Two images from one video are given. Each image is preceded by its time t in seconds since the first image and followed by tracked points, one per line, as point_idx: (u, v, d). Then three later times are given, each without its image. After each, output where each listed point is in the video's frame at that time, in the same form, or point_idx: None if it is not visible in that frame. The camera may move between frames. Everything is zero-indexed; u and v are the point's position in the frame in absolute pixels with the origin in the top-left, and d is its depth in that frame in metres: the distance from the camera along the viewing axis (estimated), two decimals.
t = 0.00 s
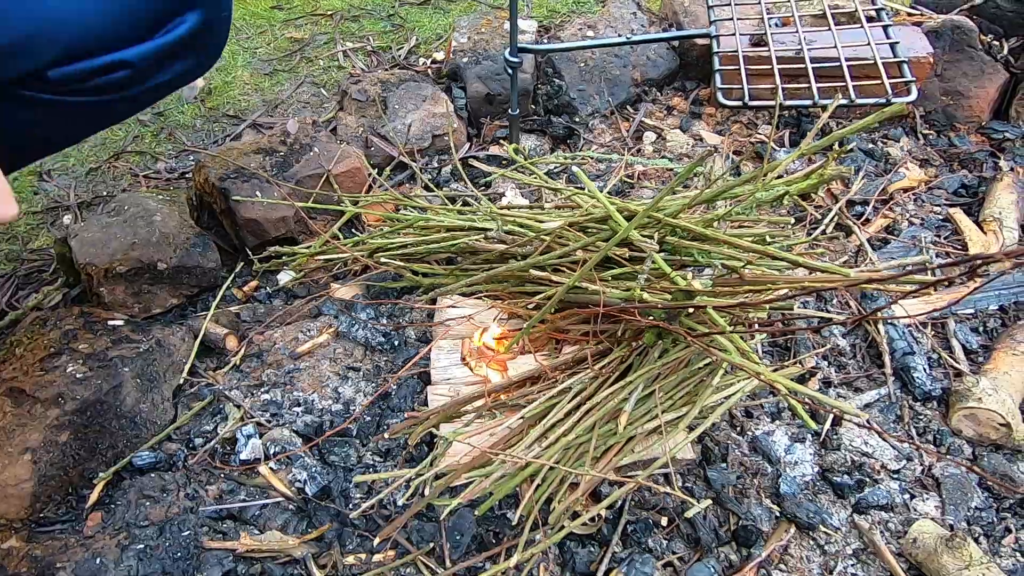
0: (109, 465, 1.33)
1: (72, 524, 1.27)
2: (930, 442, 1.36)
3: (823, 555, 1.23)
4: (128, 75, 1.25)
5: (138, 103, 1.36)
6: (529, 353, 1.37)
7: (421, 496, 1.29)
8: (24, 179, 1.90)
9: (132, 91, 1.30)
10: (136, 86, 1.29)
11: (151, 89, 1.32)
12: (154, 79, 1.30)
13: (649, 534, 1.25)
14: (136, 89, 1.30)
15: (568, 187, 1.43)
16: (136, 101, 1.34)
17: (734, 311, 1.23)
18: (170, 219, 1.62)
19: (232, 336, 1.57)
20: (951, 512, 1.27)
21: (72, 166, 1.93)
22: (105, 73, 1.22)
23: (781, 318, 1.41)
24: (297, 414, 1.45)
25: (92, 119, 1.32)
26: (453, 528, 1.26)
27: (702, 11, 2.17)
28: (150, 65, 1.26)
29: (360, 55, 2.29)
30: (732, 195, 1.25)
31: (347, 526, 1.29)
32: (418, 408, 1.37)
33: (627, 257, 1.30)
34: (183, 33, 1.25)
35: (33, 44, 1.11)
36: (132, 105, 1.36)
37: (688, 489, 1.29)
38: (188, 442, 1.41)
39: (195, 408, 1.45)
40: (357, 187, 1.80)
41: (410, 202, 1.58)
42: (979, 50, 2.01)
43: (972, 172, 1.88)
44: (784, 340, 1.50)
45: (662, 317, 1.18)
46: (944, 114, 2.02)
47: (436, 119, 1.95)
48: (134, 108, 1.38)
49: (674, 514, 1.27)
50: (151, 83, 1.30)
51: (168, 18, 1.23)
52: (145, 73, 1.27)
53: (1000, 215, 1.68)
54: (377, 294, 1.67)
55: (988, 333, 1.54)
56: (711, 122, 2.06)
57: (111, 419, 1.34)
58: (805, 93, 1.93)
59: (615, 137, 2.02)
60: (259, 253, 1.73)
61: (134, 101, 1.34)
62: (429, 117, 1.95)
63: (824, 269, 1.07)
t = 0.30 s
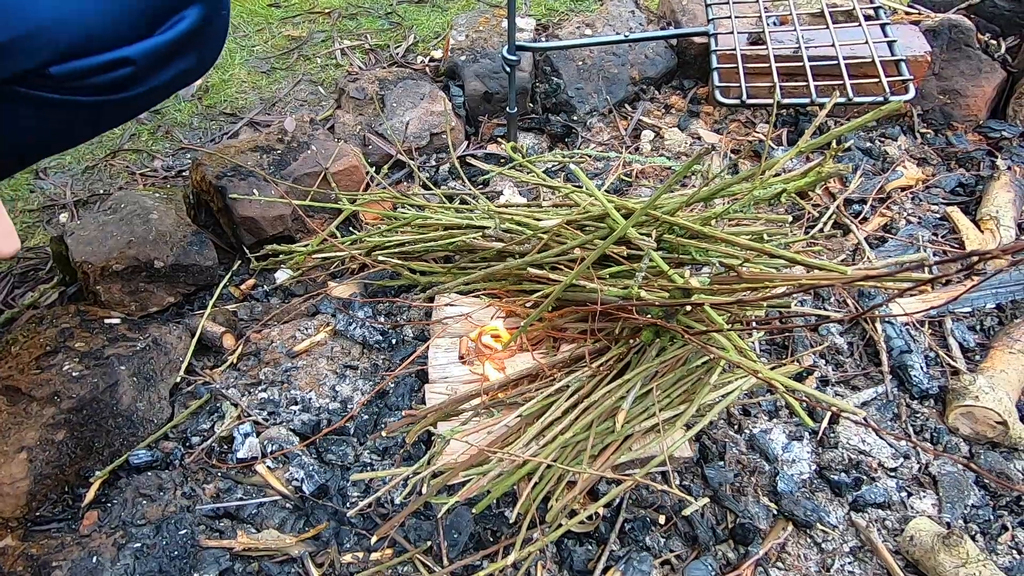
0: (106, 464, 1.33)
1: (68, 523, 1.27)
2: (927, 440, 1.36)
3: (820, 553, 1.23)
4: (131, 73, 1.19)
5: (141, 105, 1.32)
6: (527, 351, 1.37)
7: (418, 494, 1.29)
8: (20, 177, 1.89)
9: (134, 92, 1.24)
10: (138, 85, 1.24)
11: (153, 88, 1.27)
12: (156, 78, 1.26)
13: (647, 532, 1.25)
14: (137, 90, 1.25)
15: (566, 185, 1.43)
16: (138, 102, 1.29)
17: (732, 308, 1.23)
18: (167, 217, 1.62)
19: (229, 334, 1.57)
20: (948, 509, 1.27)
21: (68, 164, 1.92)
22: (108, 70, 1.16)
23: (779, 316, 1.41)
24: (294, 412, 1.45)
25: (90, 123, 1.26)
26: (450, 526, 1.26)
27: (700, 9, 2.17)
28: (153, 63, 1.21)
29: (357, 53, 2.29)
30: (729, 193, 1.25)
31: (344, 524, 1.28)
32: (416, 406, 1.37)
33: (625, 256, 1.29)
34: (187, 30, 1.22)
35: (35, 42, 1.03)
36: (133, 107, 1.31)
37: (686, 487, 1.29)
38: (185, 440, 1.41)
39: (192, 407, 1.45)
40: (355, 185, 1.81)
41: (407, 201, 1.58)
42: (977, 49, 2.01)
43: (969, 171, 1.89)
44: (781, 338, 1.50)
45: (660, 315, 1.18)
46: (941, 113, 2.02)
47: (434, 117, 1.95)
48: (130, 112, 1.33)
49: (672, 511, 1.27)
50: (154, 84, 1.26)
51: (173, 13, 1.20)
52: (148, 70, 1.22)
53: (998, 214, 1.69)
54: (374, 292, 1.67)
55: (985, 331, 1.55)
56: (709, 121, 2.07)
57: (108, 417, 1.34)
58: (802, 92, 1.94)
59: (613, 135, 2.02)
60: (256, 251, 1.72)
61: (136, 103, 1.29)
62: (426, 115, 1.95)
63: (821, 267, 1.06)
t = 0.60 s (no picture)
0: (104, 463, 1.33)
1: (66, 522, 1.27)
2: (926, 437, 1.36)
3: (819, 550, 1.23)
4: (127, 61, 1.22)
5: (140, 102, 1.35)
6: (526, 349, 1.37)
7: (417, 493, 1.29)
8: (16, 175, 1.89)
9: (131, 83, 1.27)
10: (136, 76, 1.28)
11: (151, 81, 1.31)
12: (153, 71, 1.30)
13: (646, 530, 1.25)
14: (135, 81, 1.28)
15: (564, 183, 1.43)
16: (137, 96, 1.32)
17: (730, 306, 1.22)
18: (164, 216, 1.61)
19: (227, 333, 1.57)
20: (947, 507, 1.27)
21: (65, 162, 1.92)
22: (104, 57, 1.19)
23: (778, 313, 1.41)
24: (292, 410, 1.44)
25: (92, 117, 1.29)
26: (449, 524, 1.25)
27: (699, 7, 2.17)
28: (150, 52, 1.25)
29: (356, 52, 2.28)
30: (729, 190, 1.25)
31: (342, 523, 1.28)
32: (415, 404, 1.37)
33: (624, 253, 1.29)
34: (184, 22, 1.26)
35: (26, 23, 1.08)
36: (134, 102, 1.34)
37: (685, 485, 1.29)
38: (183, 439, 1.40)
39: (190, 406, 1.44)
40: (353, 183, 1.80)
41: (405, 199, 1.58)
42: (975, 47, 2.01)
43: (968, 169, 1.89)
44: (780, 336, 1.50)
45: (659, 312, 1.18)
46: (940, 111, 2.02)
47: (432, 115, 1.95)
48: (130, 110, 1.36)
49: (671, 509, 1.27)
50: (152, 76, 1.30)
51: (168, 4, 1.25)
52: (144, 60, 1.25)
53: (996, 211, 1.69)
54: (373, 291, 1.67)
55: (983, 328, 1.55)
56: (707, 119, 2.06)
57: (106, 416, 1.34)
58: (801, 89, 1.94)
59: (611, 133, 2.02)
60: (255, 250, 1.72)
61: (137, 97, 1.32)
62: (425, 113, 1.95)
63: (820, 263, 1.06)
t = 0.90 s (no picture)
0: (105, 462, 1.33)
1: (67, 522, 1.26)
2: (927, 434, 1.36)
3: (821, 548, 1.22)
4: (126, 62, 1.22)
5: (141, 107, 1.35)
6: (527, 348, 1.37)
7: (418, 492, 1.29)
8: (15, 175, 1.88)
9: (130, 83, 1.27)
10: (135, 77, 1.27)
11: (150, 83, 1.30)
12: (151, 72, 1.30)
13: (648, 528, 1.25)
14: (133, 81, 1.27)
15: (565, 181, 1.43)
16: (136, 99, 1.31)
17: (732, 304, 1.22)
18: (164, 215, 1.61)
19: (228, 332, 1.56)
20: (948, 504, 1.27)
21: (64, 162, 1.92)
22: (103, 57, 1.19)
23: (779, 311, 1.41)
24: (293, 410, 1.44)
25: (91, 120, 1.27)
26: (451, 523, 1.25)
27: (699, 6, 2.17)
28: (148, 53, 1.25)
29: (355, 51, 2.28)
30: (729, 188, 1.24)
31: (344, 522, 1.28)
32: (416, 403, 1.37)
33: (625, 251, 1.29)
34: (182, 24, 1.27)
35: (27, 18, 1.07)
36: (134, 106, 1.33)
37: (686, 483, 1.29)
38: (184, 439, 1.40)
39: (191, 405, 1.44)
40: (353, 183, 1.80)
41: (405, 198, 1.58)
42: (975, 44, 2.02)
43: (968, 166, 1.89)
44: (781, 334, 1.50)
45: (660, 310, 1.18)
46: (941, 108, 2.02)
47: (432, 114, 1.95)
48: (127, 116, 1.35)
49: (672, 508, 1.27)
50: (150, 76, 1.30)
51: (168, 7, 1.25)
52: (143, 61, 1.25)
53: (997, 208, 1.68)
54: (373, 290, 1.66)
55: (984, 326, 1.55)
56: (708, 117, 2.06)
57: (106, 416, 1.33)
58: (802, 87, 1.94)
59: (612, 131, 2.02)
60: (255, 249, 1.72)
61: (136, 101, 1.32)
62: (425, 112, 1.95)
63: (821, 261, 1.05)
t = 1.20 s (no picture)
0: (105, 463, 1.33)
1: (67, 523, 1.26)
2: (928, 433, 1.36)
3: (822, 547, 1.22)
4: (184, 112, 1.33)
5: (185, 145, 1.45)
6: (527, 348, 1.37)
7: (418, 492, 1.29)
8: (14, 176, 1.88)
9: (183, 129, 1.38)
10: (189, 124, 1.38)
11: (200, 128, 1.41)
12: (204, 119, 1.40)
13: (648, 528, 1.25)
14: (187, 127, 1.38)
15: (564, 181, 1.43)
16: (184, 140, 1.42)
17: (731, 303, 1.22)
18: (164, 216, 1.61)
19: (228, 333, 1.56)
20: (948, 503, 1.27)
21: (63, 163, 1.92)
22: (165, 108, 1.30)
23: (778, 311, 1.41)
24: (294, 410, 1.44)
25: (140, 157, 1.38)
26: (451, 523, 1.25)
27: (698, 5, 2.17)
28: (204, 104, 1.36)
29: (355, 50, 2.28)
30: (729, 187, 1.24)
31: (344, 522, 1.28)
32: (415, 404, 1.37)
33: (624, 251, 1.29)
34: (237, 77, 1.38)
35: (101, 74, 1.18)
36: (179, 145, 1.43)
37: (686, 483, 1.29)
38: (184, 439, 1.40)
39: (191, 406, 1.44)
40: (353, 183, 1.80)
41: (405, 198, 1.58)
42: (975, 42, 2.01)
43: (969, 165, 1.88)
44: (781, 333, 1.50)
45: (660, 310, 1.18)
46: (941, 107, 2.02)
47: (431, 114, 1.95)
48: (172, 151, 1.45)
49: (672, 507, 1.27)
50: (202, 122, 1.40)
51: (227, 62, 1.36)
52: (199, 111, 1.36)
53: (997, 207, 1.68)
54: (373, 290, 1.66)
55: (985, 324, 1.55)
56: (708, 116, 2.06)
57: (106, 416, 1.32)
58: (801, 86, 1.93)
59: (611, 131, 2.02)
60: (255, 249, 1.72)
61: (183, 141, 1.42)
62: (425, 112, 1.95)
63: (820, 260, 1.05)
